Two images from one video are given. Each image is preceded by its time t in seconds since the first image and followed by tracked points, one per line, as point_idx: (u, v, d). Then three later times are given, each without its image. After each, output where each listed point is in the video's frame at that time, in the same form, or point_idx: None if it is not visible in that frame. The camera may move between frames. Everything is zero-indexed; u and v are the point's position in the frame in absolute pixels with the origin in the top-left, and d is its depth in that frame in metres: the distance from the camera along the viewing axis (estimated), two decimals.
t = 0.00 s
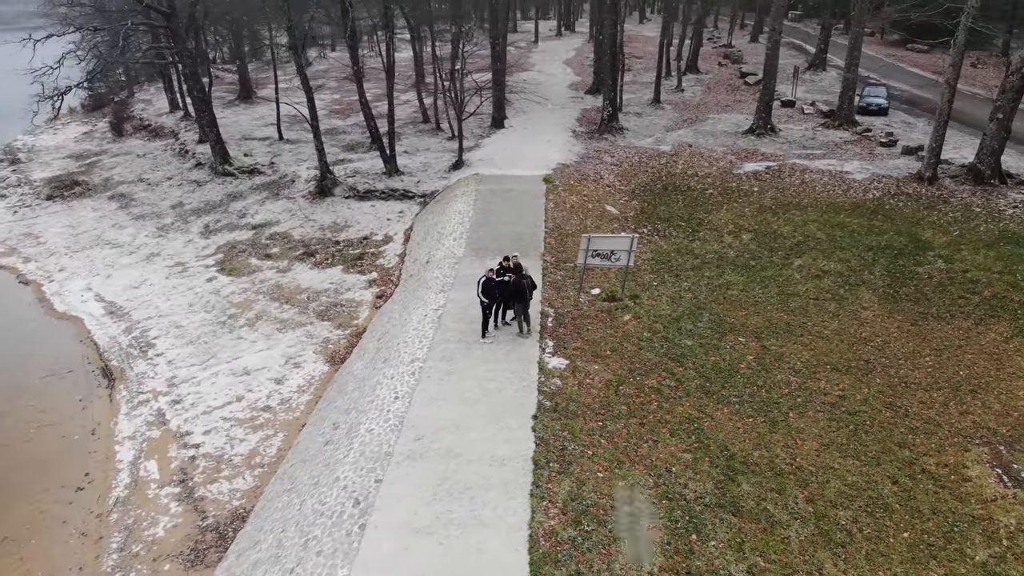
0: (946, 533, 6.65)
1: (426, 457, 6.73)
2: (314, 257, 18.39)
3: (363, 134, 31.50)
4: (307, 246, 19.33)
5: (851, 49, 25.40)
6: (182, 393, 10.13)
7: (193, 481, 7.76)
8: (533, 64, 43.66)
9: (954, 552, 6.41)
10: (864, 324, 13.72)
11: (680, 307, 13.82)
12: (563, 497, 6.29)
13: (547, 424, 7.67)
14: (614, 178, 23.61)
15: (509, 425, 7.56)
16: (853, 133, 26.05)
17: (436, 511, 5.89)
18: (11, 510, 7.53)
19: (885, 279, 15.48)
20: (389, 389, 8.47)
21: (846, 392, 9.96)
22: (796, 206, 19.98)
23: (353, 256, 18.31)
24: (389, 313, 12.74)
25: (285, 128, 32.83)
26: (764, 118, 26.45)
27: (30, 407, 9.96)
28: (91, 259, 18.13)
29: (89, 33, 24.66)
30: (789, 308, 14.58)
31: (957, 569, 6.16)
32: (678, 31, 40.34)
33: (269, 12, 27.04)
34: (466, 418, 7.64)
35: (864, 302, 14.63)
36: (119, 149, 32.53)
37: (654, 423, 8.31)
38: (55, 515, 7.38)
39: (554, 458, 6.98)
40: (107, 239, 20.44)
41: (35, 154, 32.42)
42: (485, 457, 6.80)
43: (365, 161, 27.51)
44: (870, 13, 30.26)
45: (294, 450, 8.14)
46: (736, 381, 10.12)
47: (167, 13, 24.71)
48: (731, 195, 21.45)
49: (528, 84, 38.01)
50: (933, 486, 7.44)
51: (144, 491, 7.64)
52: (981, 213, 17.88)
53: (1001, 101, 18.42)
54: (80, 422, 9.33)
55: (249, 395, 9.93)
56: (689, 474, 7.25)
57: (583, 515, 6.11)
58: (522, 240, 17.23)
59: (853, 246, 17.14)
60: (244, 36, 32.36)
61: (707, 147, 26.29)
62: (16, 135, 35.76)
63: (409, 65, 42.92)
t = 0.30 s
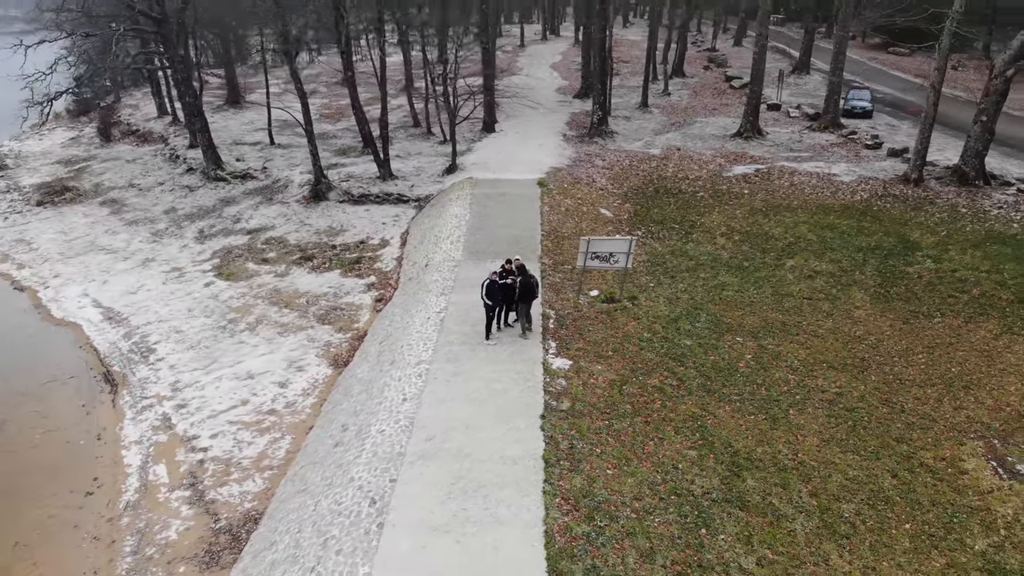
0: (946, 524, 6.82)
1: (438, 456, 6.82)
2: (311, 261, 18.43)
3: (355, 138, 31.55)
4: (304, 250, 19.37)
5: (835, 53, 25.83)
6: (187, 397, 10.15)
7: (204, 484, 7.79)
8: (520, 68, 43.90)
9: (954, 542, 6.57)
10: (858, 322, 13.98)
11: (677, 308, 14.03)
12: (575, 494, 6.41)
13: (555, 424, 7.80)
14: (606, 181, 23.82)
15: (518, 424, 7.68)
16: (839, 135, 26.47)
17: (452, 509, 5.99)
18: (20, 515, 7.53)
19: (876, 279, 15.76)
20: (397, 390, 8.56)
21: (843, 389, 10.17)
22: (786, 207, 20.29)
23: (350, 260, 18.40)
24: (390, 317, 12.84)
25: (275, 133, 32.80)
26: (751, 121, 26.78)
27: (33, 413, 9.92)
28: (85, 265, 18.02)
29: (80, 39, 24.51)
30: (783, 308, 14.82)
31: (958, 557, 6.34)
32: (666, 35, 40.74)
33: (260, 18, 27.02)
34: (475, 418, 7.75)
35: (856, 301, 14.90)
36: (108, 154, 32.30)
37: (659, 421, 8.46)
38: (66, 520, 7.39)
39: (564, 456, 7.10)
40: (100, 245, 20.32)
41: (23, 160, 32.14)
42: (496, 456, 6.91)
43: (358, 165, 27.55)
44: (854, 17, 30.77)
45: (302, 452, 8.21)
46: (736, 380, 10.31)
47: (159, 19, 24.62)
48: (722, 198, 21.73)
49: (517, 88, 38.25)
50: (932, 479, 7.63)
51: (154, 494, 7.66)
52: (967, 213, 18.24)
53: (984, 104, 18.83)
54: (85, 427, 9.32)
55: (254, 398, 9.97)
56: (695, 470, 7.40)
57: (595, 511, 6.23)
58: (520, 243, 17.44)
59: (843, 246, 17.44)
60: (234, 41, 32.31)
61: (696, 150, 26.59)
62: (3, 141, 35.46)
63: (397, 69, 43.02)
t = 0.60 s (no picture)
0: (946, 514, 7.00)
1: (450, 456, 6.90)
2: (307, 265, 18.42)
3: (345, 142, 31.53)
4: (299, 254, 19.33)
5: (820, 56, 26.24)
6: (190, 402, 10.13)
7: (213, 488, 7.79)
8: (506, 71, 44.09)
9: (954, 531, 6.74)
10: (851, 320, 14.24)
11: (675, 308, 14.21)
12: (587, 491, 6.52)
13: (563, 423, 7.91)
14: (598, 184, 24.01)
15: (527, 423, 7.78)
16: (824, 137, 26.90)
17: (468, 507, 6.07)
18: (29, 522, 7.49)
19: (866, 278, 16.05)
20: (405, 392, 8.62)
21: (840, 386, 10.37)
22: (775, 209, 20.59)
23: (347, 264, 18.42)
24: (390, 320, 12.90)
25: (265, 137, 32.69)
26: (737, 124, 27.14)
27: (34, 420, 9.84)
28: (79, 271, 17.87)
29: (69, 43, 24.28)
30: (777, 307, 15.05)
31: (959, 545, 6.52)
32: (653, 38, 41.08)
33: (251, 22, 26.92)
34: (484, 418, 7.84)
35: (848, 300, 15.17)
36: (94, 159, 31.98)
37: (663, 419, 8.60)
38: (76, 526, 7.37)
39: (574, 454, 7.21)
40: (92, 250, 20.14)
41: (8, 165, 31.72)
42: (507, 455, 7.00)
43: (349, 169, 27.54)
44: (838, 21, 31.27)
45: (311, 454, 8.25)
46: (736, 378, 10.48)
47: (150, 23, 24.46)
48: (712, 199, 21.99)
49: (505, 91, 38.43)
50: (930, 471, 7.82)
51: (164, 499, 7.65)
52: (952, 213, 18.61)
53: (967, 106, 19.25)
54: (88, 433, 9.26)
55: (258, 402, 9.99)
56: (701, 466, 7.54)
57: (607, 507, 6.34)
58: (516, 245, 17.57)
59: (833, 246, 17.73)
60: (222, 45, 32.16)
61: (684, 153, 26.89)
62: None
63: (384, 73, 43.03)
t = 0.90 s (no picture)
0: (947, 504, 7.17)
1: (463, 456, 6.97)
2: (303, 268, 18.38)
3: (333, 145, 31.46)
4: (293, 258, 19.29)
5: (803, 58, 26.63)
6: (193, 406, 10.10)
7: (223, 491, 7.79)
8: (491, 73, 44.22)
9: (955, 520, 6.91)
10: (843, 318, 14.49)
11: (671, 308, 14.38)
12: (600, 488, 6.62)
13: (571, 421, 8.01)
14: (588, 185, 24.18)
15: (535, 422, 7.87)
16: (807, 137, 27.31)
17: (484, 505, 6.14)
18: (38, 529, 7.45)
19: (856, 276, 16.33)
20: (413, 393, 8.67)
21: (837, 381, 10.58)
22: (763, 209, 20.90)
23: (342, 267, 18.41)
24: (390, 323, 12.94)
25: (252, 140, 32.51)
26: (722, 125, 27.47)
27: (36, 427, 9.77)
28: (70, 277, 17.67)
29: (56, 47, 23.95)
30: (770, 306, 15.26)
31: (960, 533, 6.69)
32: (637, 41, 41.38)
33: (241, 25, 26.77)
34: (493, 417, 7.92)
35: (839, 298, 15.43)
36: (79, 164, 31.58)
37: (668, 416, 8.73)
38: (87, 532, 7.35)
39: (584, 452, 7.31)
40: (82, 256, 19.91)
41: None
42: (519, 454, 7.09)
43: (340, 172, 27.49)
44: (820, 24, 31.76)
45: (319, 456, 8.28)
46: (735, 375, 10.66)
47: (139, 27, 24.24)
48: (702, 200, 22.25)
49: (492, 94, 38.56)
50: (928, 463, 8.01)
51: (174, 503, 7.63)
52: (936, 212, 18.99)
53: (948, 106, 19.68)
54: (92, 439, 9.21)
55: (263, 405, 9.99)
56: (708, 461, 7.67)
57: (621, 503, 6.44)
58: (511, 247, 17.68)
59: (822, 245, 18.02)
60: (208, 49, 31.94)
61: (671, 154, 27.16)
62: None
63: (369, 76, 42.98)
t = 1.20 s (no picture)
0: (947, 494, 7.35)
1: (475, 455, 7.04)
2: (296, 272, 18.29)
3: (320, 147, 31.32)
4: (286, 262, 19.20)
5: (784, 60, 27.01)
6: (195, 411, 10.04)
7: (232, 495, 7.77)
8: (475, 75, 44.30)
9: (956, 509, 7.09)
10: (835, 314, 14.76)
11: (667, 307, 14.55)
12: (612, 484, 6.72)
13: (579, 419, 8.11)
14: (577, 187, 24.34)
15: (543, 421, 7.95)
16: (789, 138, 27.73)
17: (500, 503, 6.21)
18: (44, 537, 7.39)
19: (845, 274, 16.64)
20: (420, 394, 8.72)
21: (833, 377, 10.78)
22: (750, 208, 21.19)
23: (336, 270, 18.36)
24: (388, 325, 12.96)
25: (238, 144, 32.25)
26: (706, 126, 27.79)
27: (35, 434, 9.65)
28: (58, 283, 17.42)
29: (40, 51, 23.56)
30: (763, 304, 15.48)
31: (961, 521, 6.86)
32: (618, 43, 41.69)
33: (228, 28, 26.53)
34: (501, 417, 7.99)
35: (830, 295, 15.70)
36: (60, 169, 31.07)
37: (672, 413, 8.86)
38: (95, 538, 7.30)
39: (594, 449, 7.40)
40: (70, 262, 19.62)
41: None
42: (530, 452, 7.16)
43: (328, 175, 27.38)
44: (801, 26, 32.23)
45: (327, 459, 8.30)
46: (734, 372, 10.84)
47: (125, 30, 23.93)
48: (690, 200, 22.49)
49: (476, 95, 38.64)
50: (926, 454, 8.20)
51: (183, 508, 7.60)
52: (918, 210, 19.39)
53: (929, 107, 20.11)
54: (94, 446, 9.12)
55: (265, 409, 9.96)
56: (714, 456, 7.81)
57: (633, 499, 6.53)
58: (505, 249, 17.77)
59: (811, 244, 18.32)
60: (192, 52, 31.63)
61: (656, 155, 27.42)
62: None
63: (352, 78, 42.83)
